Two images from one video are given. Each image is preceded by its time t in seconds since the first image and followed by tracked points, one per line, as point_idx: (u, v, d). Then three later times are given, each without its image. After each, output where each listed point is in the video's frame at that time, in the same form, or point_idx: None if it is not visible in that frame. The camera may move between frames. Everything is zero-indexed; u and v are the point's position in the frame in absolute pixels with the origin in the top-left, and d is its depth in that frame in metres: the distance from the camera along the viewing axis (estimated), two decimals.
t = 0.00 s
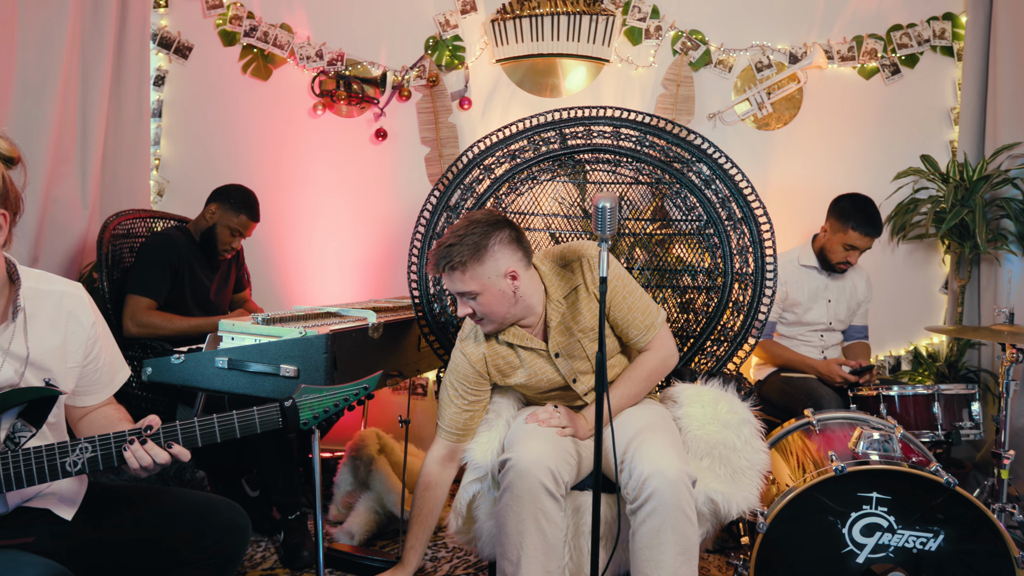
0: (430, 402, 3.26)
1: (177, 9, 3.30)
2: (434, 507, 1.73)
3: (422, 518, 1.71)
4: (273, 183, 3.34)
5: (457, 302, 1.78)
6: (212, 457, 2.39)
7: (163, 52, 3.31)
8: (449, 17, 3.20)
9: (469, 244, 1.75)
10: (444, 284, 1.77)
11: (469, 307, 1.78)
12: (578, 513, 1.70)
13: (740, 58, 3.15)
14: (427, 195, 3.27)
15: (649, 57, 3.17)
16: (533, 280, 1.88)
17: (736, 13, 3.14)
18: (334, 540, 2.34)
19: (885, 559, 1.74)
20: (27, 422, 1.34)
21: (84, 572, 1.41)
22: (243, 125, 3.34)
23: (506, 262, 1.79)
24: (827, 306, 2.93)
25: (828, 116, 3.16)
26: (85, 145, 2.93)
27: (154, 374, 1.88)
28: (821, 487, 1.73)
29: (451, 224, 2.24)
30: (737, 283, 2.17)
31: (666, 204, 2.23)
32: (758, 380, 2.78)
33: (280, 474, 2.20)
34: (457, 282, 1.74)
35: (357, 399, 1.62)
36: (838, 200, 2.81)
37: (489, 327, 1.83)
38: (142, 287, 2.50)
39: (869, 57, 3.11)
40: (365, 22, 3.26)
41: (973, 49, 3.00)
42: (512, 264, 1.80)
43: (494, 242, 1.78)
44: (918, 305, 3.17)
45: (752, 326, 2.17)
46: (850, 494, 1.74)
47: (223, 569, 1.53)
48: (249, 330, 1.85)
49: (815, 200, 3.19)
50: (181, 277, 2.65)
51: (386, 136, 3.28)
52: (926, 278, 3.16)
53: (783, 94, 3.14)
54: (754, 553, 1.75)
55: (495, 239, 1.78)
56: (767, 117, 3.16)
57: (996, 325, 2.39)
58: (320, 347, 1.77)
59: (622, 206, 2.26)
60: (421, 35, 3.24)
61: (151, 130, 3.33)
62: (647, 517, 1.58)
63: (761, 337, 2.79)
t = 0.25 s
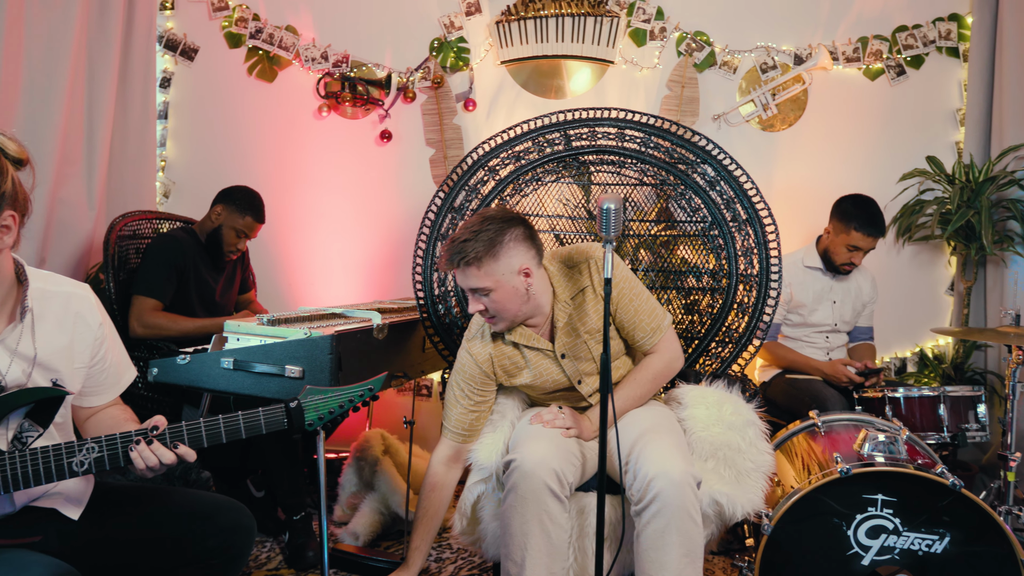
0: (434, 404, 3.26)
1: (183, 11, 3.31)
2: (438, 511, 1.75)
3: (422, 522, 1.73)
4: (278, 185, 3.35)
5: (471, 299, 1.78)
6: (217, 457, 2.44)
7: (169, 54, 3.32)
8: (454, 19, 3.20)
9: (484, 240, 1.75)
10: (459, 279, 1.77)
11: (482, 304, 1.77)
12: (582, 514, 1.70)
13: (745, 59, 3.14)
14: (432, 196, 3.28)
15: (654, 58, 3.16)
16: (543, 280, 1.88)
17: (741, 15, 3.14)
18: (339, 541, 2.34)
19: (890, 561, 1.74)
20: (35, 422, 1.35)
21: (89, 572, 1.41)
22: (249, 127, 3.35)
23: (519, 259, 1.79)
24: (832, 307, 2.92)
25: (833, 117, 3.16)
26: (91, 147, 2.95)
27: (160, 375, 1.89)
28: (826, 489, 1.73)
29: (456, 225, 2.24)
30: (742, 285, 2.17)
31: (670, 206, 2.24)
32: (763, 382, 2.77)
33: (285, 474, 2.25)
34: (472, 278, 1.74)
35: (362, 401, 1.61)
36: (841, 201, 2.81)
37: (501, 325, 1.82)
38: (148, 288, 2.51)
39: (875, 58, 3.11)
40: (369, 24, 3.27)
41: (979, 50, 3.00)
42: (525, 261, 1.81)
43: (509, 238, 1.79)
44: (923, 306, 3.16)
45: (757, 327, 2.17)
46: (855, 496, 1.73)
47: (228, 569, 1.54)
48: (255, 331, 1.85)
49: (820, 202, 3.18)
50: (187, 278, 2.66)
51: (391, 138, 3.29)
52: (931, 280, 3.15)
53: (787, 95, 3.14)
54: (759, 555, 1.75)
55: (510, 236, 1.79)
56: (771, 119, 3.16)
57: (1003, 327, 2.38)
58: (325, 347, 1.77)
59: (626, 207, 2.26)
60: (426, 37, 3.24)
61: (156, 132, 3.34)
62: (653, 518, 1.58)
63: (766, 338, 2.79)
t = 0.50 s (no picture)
0: (443, 404, 3.27)
1: (194, 14, 3.33)
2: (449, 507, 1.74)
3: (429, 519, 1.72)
4: (287, 186, 3.37)
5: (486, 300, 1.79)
6: (228, 457, 2.40)
7: (180, 56, 3.34)
8: (463, 20, 3.20)
9: (501, 240, 1.76)
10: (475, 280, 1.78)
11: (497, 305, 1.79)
12: (590, 515, 1.71)
13: (754, 59, 3.14)
14: (441, 197, 3.29)
15: (663, 59, 3.16)
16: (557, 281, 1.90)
17: (750, 15, 3.14)
18: (348, 541, 2.35)
19: (900, 563, 1.73)
20: (47, 421, 1.36)
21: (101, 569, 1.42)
22: (259, 129, 3.36)
23: (534, 260, 1.81)
24: (842, 308, 2.90)
25: (843, 118, 3.14)
26: (103, 148, 2.97)
27: (171, 374, 1.91)
28: (835, 491, 1.72)
29: (465, 227, 2.24)
30: (751, 286, 2.16)
31: (679, 207, 2.23)
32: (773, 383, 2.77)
33: (294, 474, 2.21)
34: (488, 279, 1.76)
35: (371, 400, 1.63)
36: (850, 202, 2.80)
37: (514, 325, 1.83)
38: (159, 288, 2.53)
39: (885, 58, 3.09)
40: (379, 25, 3.28)
41: (990, 50, 2.98)
42: (540, 262, 1.83)
43: (525, 238, 1.81)
44: (934, 308, 3.14)
45: (766, 328, 2.16)
46: (865, 498, 1.73)
47: (238, 568, 1.55)
48: (264, 331, 1.86)
49: (830, 202, 3.17)
50: (197, 278, 2.68)
51: (400, 139, 3.30)
52: (942, 281, 3.13)
53: (797, 95, 3.13)
54: (768, 556, 1.74)
55: (526, 237, 1.80)
56: (781, 119, 3.15)
57: (1015, 328, 2.36)
58: (334, 347, 1.78)
59: (635, 208, 2.26)
60: (435, 38, 3.25)
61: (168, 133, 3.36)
62: (661, 519, 1.58)
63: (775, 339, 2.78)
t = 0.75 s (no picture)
0: (449, 402, 3.28)
1: (201, 13, 3.34)
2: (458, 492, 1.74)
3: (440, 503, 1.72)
4: (294, 184, 3.38)
5: (500, 274, 1.78)
6: (236, 454, 2.52)
7: (187, 55, 3.36)
8: (468, 18, 3.22)
9: (520, 214, 1.78)
10: (491, 251, 1.77)
11: (510, 280, 1.77)
12: (596, 513, 1.71)
13: (761, 57, 3.12)
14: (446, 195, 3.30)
15: (669, 56, 3.16)
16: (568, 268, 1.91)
17: (757, 12, 3.13)
18: (354, 538, 2.36)
19: (906, 561, 1.73)
20: (57, 417, 1.38)
21: (109, 565, 1.43)
22: (265, 127, 3.37)
23: (551, 240, 1.82)
24: (848, 307, 2.90)
25: (850, 115, 3.13)
26: (111, 147, 2.99)
27: (178, 372, 1.92)
28: (841, 489, 1.72)
29: (471, 225, 2.24)
30: (757, 283, 2.16)
31: (685, 204, 2.23)
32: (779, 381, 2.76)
33: (299, 470, 2.24)
34: (505, 249, 1.75)
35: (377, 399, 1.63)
36: (857, 200, 2.79)
37: (524, 306, 1.81)
38: (167, 286, 2.54)
39: (892, 55, 3.08)
40: (384, 24, 3.29)
41: (999, 46, 2.96)
42: (556, 243, 1.84)
43: (543, 216, 1.82)
44: (942, 305, 3.13)
45: (772, 326, 2.16)
46: (871, 496, 1.72)
47: (244, 564, 1.55)
48: (271, 328, 1.88)
49: (837, 200, 3.16)
50: (204, 277, 2.69)
51: (406, 137, 3.31)
52: (950, 279, 3.12)
53: (804, 93, 3.12)
54: (773, 554, 1.74)
55: (545, 214, 1.82)
56: (787, 117, 3.14)
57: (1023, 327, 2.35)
58: (341, 345, 1.78)
59: (640, 206, 2.26)
60: (441, 36, 3.26)
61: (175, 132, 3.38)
62: (666, 516, 1.58)
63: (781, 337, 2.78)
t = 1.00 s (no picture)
0: (458, 398, 3.28)
1: (212, 10, 3.34)
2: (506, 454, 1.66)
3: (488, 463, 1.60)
4: (304, 181, 3.38)
5: (527, 232, 1.77)
6: (245, 448, 2.53)
7: (197, 52, 3.35)
8: (478, 15, 3.22)
9: (553, 176, 1.81)
10: (521, 207, 1.78)
11: (537, 238, 1.77)
12: (604, 509, 1.71)
13: (771, 53, 3.11)
14: (456, 192, 3.31)
15: (678, 53, 3.15)
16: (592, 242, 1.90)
17: (768, 8, 3.11)
18: (363, 533, 2.37)
19: (916, 560, 1.72)
20: (69, 412, 1.39)
21: (121, 558, 1.45)
22: (275, 125, 3.38)
23: (580, 206, 1.83)
24: (859, 304, 2.88)
25: (861, 111, 3.11)
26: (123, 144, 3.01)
27: (189, 367, 1.93)
28: (851, 487, 1.72)
29: (480, 221, 2.24)
30: (767, 280, 2.15)
31: (694, 201, 2.23)
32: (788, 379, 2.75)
33: (309, 466, 2.28)
34: (537, 207, 1.76)
35: (385, 397, 1.62)
36: (869, 197, 2.77)
37: (548, 267, 1.80)
38: (178, 283, 2.56)
39: (904, 51, 3.06)
40: (394, 21, 3.29)
41: (1012, 41, 2.93)
42: (585, 212, 1.84)
43: (574, 182, 1.83)
44: (954, 303, 3.10)
45: (781, 323, 2.15)
46: (880, 494, 1.71)
47: (254, 559, 1.57)
48: (281, 325, 1.89)
49: (848, 197, 3.14)
50: (215, 274, 2.71)
51: (415, 134, 3.32)
52: (962, 276, 3.09)
53: (815, 89, 3.09)
54: (782, 552, 1.73)
55: (578, 180, 1.84)
56: (798, 113, 3.12)
57: None
58: (350, 341, 1.79)
59: (649, 202, 2.26)
60: (450, 33, 3.26)
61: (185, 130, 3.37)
62: (673, 513, 1.58)
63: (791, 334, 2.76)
